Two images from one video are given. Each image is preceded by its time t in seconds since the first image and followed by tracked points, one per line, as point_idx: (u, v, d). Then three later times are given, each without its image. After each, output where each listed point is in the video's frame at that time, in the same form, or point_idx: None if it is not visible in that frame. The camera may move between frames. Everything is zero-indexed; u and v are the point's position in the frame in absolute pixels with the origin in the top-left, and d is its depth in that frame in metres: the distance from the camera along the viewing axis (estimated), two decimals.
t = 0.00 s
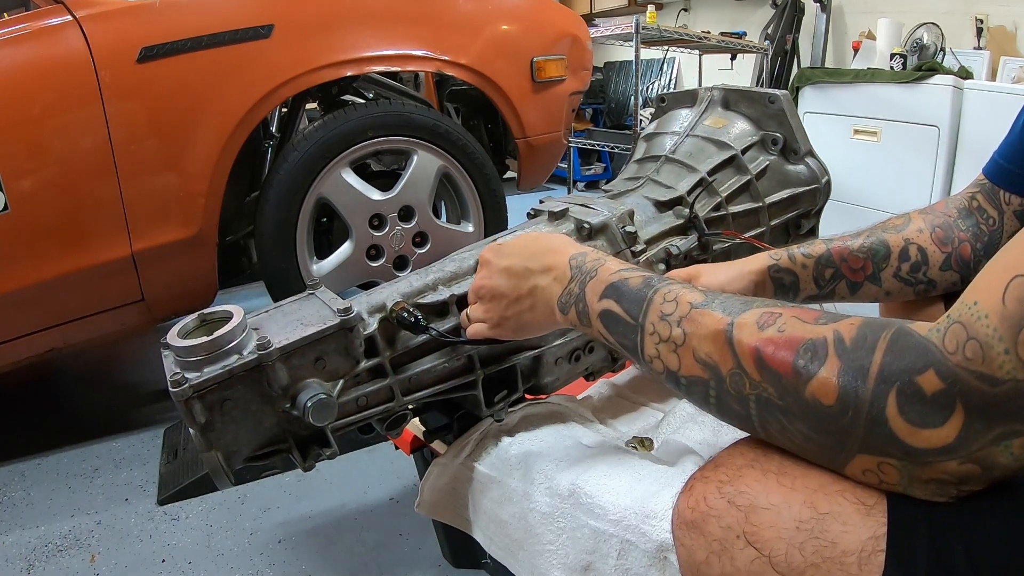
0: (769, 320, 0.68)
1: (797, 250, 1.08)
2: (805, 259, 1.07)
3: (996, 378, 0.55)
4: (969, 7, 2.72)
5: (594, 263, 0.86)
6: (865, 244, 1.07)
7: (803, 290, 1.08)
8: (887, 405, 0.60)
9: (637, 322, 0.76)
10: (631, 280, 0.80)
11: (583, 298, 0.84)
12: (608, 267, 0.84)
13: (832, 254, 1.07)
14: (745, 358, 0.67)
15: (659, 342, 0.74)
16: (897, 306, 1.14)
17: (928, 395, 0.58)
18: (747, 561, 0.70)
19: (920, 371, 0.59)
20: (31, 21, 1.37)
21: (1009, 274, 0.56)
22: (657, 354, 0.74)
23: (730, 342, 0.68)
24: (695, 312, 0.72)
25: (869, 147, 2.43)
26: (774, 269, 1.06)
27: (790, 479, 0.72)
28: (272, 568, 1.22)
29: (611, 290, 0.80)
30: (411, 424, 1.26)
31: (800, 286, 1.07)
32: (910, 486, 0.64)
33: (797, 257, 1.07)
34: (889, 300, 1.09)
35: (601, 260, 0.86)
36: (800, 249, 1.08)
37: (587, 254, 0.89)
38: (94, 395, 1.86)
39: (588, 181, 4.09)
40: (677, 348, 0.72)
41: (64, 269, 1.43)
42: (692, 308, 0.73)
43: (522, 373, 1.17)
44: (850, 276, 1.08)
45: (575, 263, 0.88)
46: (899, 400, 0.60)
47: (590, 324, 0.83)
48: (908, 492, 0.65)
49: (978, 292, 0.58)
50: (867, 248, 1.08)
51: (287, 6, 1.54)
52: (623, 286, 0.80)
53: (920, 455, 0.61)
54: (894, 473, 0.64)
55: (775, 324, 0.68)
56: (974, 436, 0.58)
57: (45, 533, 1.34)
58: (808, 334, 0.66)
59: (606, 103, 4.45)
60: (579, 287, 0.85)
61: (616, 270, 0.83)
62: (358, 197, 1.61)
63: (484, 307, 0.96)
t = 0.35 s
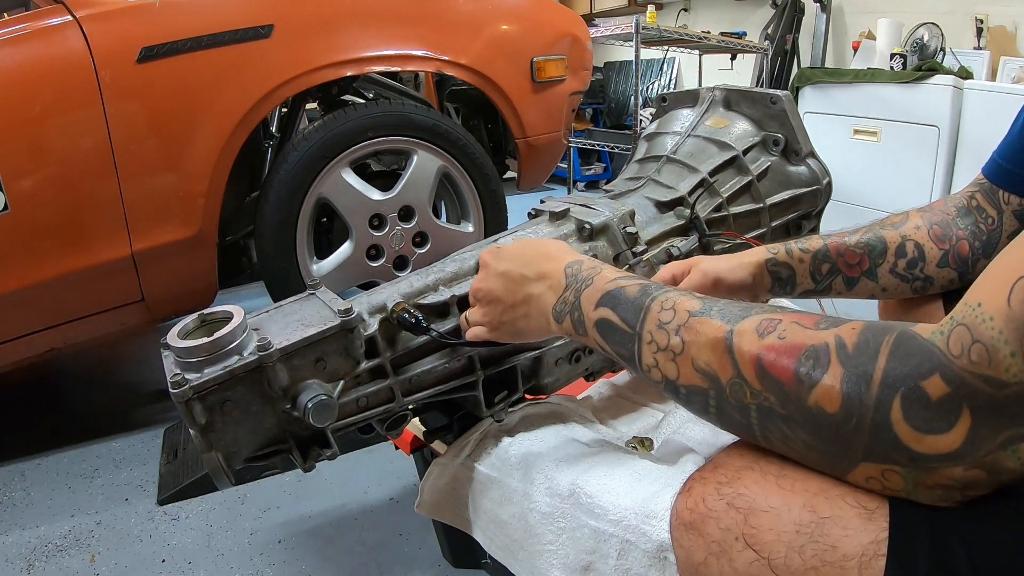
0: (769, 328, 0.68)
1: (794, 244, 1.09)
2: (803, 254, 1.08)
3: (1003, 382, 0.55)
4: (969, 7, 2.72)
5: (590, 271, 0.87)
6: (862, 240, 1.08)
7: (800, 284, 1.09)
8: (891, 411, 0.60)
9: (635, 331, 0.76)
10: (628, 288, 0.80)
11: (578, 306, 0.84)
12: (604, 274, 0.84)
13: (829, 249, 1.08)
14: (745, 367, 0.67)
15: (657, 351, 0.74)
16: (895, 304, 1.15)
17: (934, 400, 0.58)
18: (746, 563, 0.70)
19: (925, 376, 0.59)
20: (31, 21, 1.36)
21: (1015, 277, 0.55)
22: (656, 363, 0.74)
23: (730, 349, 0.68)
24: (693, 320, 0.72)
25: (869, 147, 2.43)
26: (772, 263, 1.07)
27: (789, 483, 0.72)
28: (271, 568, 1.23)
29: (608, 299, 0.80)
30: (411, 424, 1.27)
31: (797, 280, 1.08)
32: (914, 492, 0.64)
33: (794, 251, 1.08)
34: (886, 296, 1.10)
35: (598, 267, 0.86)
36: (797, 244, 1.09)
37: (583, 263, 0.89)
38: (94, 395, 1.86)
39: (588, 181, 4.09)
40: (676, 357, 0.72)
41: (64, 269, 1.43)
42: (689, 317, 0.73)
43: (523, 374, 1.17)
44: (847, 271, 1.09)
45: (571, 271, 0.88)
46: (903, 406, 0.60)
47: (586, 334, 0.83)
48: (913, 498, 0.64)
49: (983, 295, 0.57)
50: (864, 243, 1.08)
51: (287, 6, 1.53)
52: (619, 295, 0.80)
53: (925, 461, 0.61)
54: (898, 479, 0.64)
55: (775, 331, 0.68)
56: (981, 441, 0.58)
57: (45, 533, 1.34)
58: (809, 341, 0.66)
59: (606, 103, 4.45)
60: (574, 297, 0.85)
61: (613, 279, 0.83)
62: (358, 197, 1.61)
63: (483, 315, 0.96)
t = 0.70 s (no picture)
0: (774, 329, 0.67)
1: (795, 237, 1.10)
2: (802, 245, 1.09)
3: (1007, 383, 0.55)
4: (969, 7, 2.72)
5: (582, 265, 0.86)
6: (862, 234, 1.09)
7: (800, 275, 1.09)
8: (899, 415, 0.60)
9: (633, 330, 0.75)
10: (625, 283, 0.79)
11: (569, 301, 0.83)
12: (599, 269, 0.83)
13: (829, 242, 1.09)
14: (750, 370, 0.66)
15: (655, 351, 0.73)
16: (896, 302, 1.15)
17: (940, 402, 0.58)
18: (748, 558, 0.71)
19: (932, 378, 0.59)
20: (31, 22, 1.36)
21: (1020, 277, 0.55)
22: (654, 363, 0.73)
23: (734, 351, 0.68)
24: (695, 320, 0.71)
25: (869, 147, 2.42)
26: (774, 254, 1.07)
27: (793, 478, 0.72)
28: (272, 567, 1.22)
29: (602, 294, 0.80)
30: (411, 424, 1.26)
31: (797, 271, 1.09)
32: (919, 488, 0.64)
33: (795, 243, 1.09)
34: (885, 292, 1.10)
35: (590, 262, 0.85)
36: (799, 236, 1.09)
37: (574, 255, 0.88)
38: (94, 395, 1.86)
39: (588, 181, 4.09)
40: (677, 357, 0.71)
41: (64, 269, 1.43)
42: (690, 317, 0.72)
43: (522, 374, 1.17)
44: (847, 264, 1.09)
45: (560, 266, 0.87)
46: (910, 408, 0.60)
47: (579, 330, 0.82)
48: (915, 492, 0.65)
49: (988, 294, 0.57)
50: (864, 237, 1.09)
51: (287, 6, 1.54)
52: (616, 291, 0.79)
53: (931, 462, 0.61)
54: (905, 477, 0.63)
55: (780, 332, 0.67)
56: (985, 441, 0.58)
57: (45, 533, 1.34)
58: (815, 342, 0.65)
59: (606, 103, 4.45)
60: (564, 290, 0.84)
61: (606, 273, 0.82)
62: (358, 197, 1.61)
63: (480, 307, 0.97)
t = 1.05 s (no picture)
0: (816, 305, 0.65)
1: (802, 234, 1.05)
2: (809, 244, 1.03)
3: None
4: (969, 7, 2.72)
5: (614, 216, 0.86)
6: (869, 232, 1.06)
7: (809, 273, 1.03)
8: (933, 417, 0.59)
9: (660, 283, 0.73)
10: (659, 239, 0.78)
11: (592, 242, 0.82)
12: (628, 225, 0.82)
13: (838, 239, 1.04)
14: (789, 344, 0.64)
15: (682, 311, 0.70)
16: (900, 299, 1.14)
17: (972, 409, 0.58)
18: (752, 561, 0.71)
19: (965, 384, 0.59)
20: (31, 22, 1.37)
21: None
22: (678, 324, 0.70)
23: (775, 320, 0.65)
24: (732, 287, 0.69)
25: (869, 147, 2.42)
26: (783, 252, 1.01)
27: (797, 481, 0.72)
28: (272, 567, 1.22)
29: (633, 243, 0.78)
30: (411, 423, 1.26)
31: (807, 269, 1.03)
32: (937, 500, 0.64)
33: (803, 241, 1.03)
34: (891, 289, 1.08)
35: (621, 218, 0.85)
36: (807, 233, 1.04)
37: (604, 209, 0.89)
38: (94, 395, 1.86)
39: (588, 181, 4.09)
40: (708, 317, 0.68)
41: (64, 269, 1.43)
42: (727, 283, 0.69)
43: (521, 371, 1.17)
44: (855, 262, 1.05)
45: (589, 212, 0.88)
46: (946, 414, 0.59)
47: (593, 276, 0.80)
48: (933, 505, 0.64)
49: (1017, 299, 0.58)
50: (871, 235, 1.07)
51: (287, 6, 1.54)
52: (648, 244, 0.77)
53: (932, 460, 0.61)
54: (925, 487, 0.63)
55: (823, 310, 0.65)
56: (1013, 452, 0.59)
57: (45, 533, 1.34)
58: (858, 326, 0.63)
59: (606, 104, 4.45)
60: (586, 229, 0.84)
61: (636, 227, 0.81)
62: (358, 197, 1.62)
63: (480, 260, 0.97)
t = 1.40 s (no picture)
0: (817, 324, 0.66)
1: (827, 208, 1.12)
2: (833, 218, 1.10)
3: None
4: (969, 7, 2.72)
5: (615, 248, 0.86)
6: (890, 212, 1.10)
7: (830, 247, 1.11)
8: (939, 424, 0.59)
9: (661, 312, 0.73)
10: (660, 271, 0.78)
11: (591, 276, 0.82)
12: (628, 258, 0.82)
13: (859, 216, 1.10)
14: (793, 363, 0.64)
15: (686, 337, 0.70)
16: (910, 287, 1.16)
17: (979, 416, 0.58)
18: (753, 560, 0.70)
19: (970, 391, 0.58)
20: (31, 22, 1.36)
21: None
22: (683, 349, 0.70)
23: (777, 342, 0.66)
24: (734, 311, 0.70)
25: (869, 147, 2.42)
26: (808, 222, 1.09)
27: (799, 480, 0.72)
28: (272, 567, 1.22)
29: (634, 275, 0.78)
30: (410, 423, 1.26)
31: (828, 241, 1.10)
32: (946, 504, 0.63)
33: (827, 213, 1.11)
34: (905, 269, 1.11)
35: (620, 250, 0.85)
36: (830, 207, 1.11)
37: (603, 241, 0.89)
38: (94, 395, 1.86)
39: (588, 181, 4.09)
40: (711, 342, 0.69)
41: (63, 269, 1.43)
42: (730, 308, 0.70)
43: (521, 371, 1.17)
44: (875, 240, 1.10)
45: (593, 247, 0.87)
46: (951, 421, 0.59)
47: (592, 310, 0.79)
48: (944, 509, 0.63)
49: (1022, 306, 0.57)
50: (893, 216, 1.11)
51: (287, 6, 1.54)
52: (648, 275, 0.78)
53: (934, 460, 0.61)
54: (935, 491, 0.62)
55: (824, 329, 0.66)
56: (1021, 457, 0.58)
57: (45, 533, 1.34)
58: (861, 343, 0.63)
59: (606, 104, 4.45)
60: (588, 265, 0.83)
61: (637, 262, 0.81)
62: (358, 197, 1.61)
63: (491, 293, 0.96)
